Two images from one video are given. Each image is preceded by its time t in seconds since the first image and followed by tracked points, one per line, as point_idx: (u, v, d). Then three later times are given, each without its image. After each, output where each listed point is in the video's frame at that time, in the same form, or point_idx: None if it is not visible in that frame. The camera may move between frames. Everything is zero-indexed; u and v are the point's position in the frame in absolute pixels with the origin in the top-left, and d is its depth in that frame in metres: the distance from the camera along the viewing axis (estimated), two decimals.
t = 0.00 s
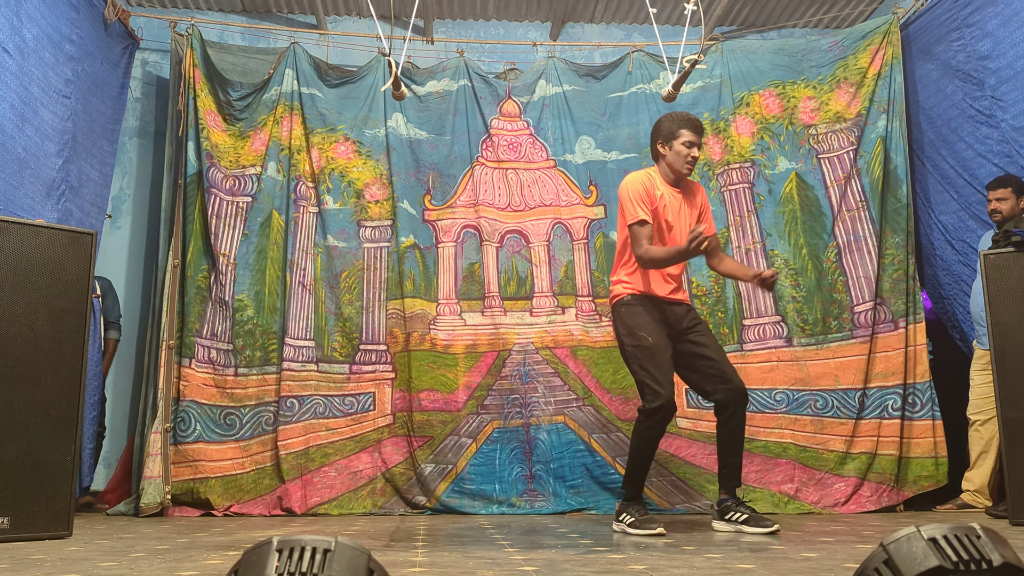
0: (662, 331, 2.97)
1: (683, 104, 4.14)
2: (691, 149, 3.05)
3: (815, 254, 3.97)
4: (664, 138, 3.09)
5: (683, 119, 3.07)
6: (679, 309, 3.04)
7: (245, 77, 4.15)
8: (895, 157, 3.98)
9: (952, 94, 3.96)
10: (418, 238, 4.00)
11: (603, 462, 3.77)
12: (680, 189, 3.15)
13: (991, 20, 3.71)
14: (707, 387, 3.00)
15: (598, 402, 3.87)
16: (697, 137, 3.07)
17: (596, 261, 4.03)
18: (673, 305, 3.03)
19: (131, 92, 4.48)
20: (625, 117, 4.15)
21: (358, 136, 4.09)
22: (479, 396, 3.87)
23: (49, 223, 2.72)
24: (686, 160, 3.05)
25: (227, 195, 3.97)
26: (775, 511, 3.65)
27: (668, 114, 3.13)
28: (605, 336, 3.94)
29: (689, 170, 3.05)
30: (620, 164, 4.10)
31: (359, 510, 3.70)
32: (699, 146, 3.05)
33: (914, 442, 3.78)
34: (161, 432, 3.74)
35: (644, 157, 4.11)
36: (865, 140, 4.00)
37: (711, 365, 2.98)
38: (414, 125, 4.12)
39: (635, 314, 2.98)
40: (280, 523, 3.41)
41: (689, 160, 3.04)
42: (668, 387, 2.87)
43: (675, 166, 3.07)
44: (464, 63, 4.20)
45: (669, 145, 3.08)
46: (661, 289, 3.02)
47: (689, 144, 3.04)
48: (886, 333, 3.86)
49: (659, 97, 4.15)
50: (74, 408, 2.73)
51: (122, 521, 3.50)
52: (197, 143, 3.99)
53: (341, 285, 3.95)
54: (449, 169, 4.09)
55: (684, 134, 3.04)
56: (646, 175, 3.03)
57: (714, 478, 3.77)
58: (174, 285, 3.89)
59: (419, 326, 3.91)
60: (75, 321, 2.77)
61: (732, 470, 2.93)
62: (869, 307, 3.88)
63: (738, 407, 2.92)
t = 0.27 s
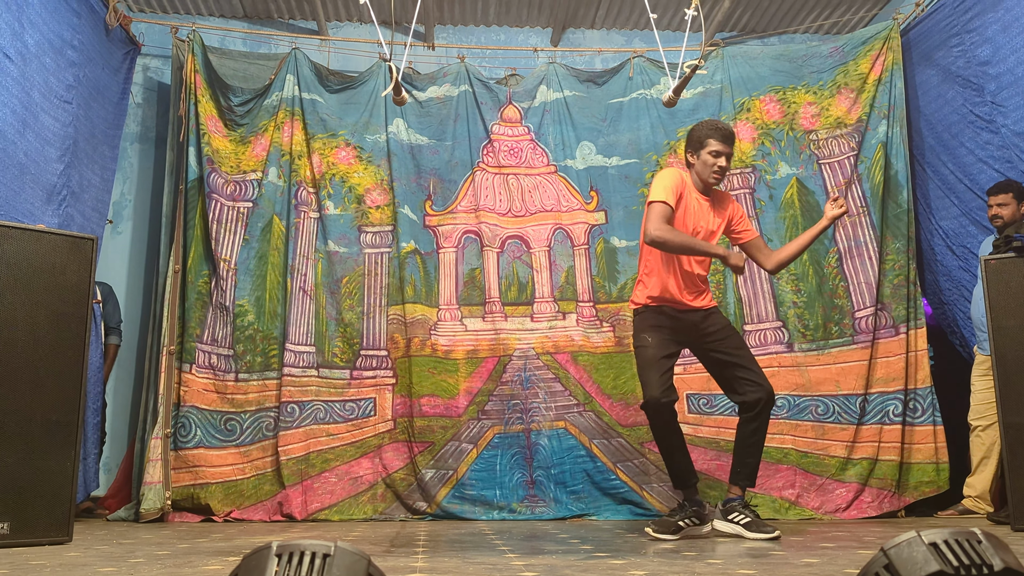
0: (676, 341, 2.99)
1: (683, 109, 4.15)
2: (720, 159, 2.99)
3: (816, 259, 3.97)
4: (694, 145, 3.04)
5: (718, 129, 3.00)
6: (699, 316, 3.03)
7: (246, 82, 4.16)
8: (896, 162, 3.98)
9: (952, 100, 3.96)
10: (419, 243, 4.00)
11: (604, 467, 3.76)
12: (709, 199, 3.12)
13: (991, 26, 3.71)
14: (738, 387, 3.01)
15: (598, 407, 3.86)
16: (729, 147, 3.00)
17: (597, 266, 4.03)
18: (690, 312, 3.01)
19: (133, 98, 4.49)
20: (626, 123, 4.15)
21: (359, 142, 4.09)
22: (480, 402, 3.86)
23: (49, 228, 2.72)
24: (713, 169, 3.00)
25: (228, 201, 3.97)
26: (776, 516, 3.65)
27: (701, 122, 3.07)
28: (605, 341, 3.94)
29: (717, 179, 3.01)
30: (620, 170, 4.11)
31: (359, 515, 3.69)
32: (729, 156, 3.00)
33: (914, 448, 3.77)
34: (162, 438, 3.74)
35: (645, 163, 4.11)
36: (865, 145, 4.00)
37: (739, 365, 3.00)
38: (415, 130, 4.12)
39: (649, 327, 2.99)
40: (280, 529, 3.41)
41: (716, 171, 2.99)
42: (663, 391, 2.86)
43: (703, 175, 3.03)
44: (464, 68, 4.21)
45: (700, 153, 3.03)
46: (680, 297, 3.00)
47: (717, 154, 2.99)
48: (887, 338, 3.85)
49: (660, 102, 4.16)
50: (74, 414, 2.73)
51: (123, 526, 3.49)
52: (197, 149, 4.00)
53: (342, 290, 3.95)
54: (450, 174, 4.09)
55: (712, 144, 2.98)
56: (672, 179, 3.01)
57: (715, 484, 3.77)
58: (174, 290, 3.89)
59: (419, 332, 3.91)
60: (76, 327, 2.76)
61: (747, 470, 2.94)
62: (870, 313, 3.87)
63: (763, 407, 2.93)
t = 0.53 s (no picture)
0: (670, 355, 2.98)
1: (683, 113, 4.16)
2: (732, 190, 2.95)
3: (816, 263, 3.97)
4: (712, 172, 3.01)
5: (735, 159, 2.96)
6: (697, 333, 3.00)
7: (246, 87, 4.18)
8: (895, 166, 3.99)
9: (952, 104, 3.97)
10: (418, 247, 4.01)
11: (604, 471, 3.76)
12: (722, 227, 3.09)
13: (991, 30, 3.71)
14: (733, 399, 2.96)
15: (598, 411, 3.86)
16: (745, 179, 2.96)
17: (597, 271, 4.03)
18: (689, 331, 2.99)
19: (133, 102, 4.50)
20: (625, 127, 4.16)
21: (359, 146, 4.10)
22: (480, 406, 3.86)
23: (49, 232, 2.72)
24: (727, 201, 2.96)
25: (228, 205, 3.98)
26: (776, 521, 3.64)
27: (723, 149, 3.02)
28: (605, 345, 3.94)
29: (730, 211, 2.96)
30: (620, 174, 4.11)
31: (359, 519, 3.69)
32: (743, 187, 2.96)
33: (914, 452, 3.77)
34: (161, 442, 3.74)
35: (645, 167, 4.11)
36: (865, 149, 4.01)
37: (733, 376, 2.94)
38: (415, 134, 4.13)
39: (646, 341, 3.02)
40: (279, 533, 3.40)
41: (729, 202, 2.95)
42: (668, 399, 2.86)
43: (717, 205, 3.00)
44: (464, 73, 4.21)
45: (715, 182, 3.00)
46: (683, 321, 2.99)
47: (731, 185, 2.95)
48: (887, 342, 3.85)
49: (659, 107, 4.17)
50: (74, 418, 2.73)
51: (122, 530, 3.49)
52: (198, 153, 4.00)
53: (341, 294, 3.96)
54: (450, 178, 4.10)
55: (726, 174, 2.95)
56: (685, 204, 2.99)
57: (715, 488, 3.76)
58: (174, 294, 3.89)
59: (419, 336, 3.91)
60: (75, 331, 2.76)
61: (737, 480, 2.91)
62: (869, 317, 3.88)
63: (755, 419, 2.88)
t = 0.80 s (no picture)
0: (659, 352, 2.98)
1: (683, 115, 4.16)
2: (711, 182, 2.96)
3: (816, 265, 3.97)
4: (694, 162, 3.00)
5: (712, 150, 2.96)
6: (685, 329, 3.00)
7: (246, 88, 4.18)
8: (895, 168, 3.99)
9: (951, 105, 3.97)
10: (418, 249, 4.00)
11: (604, 473, 3.76)
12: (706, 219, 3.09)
13: (990, 32, 3.72)
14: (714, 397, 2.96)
15: (599, 412, 3.86)
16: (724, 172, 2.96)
17: (597, 272, 4.03)
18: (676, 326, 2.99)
19: (133, 104, 4.50)
20: (625, 129, 4.16)
21: (359, 147, 4.10)
22: (480, 408, 3.86)
23: (49, 233, 2.72)
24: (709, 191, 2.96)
25: (228, 206, 3.98)
26: (776, 522, 3.64)
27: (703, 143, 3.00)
28: (605, 347, 3.94)
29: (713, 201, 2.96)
30: (620, 176, 4.11)
31: (359, 521, 3.68)
32: (721, 180, 2.96)
33: (914, 453, 3.77)
34: (161, 443, 3.74)
35: (645, 169, 4.11)
36: (865, 151, 4.01)
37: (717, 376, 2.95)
38: (415, 136, 4.13)
39: (631, 337, 3.03)
40: (279, 534, 3.40)
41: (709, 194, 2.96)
42: (663, 400, 2.85)
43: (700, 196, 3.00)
44: (464, 74, 4.22)
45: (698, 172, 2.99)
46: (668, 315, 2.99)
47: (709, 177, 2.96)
48: (887, 344, 3.85)
49: (659, 108, 4.17)
50: (74, 419, 2.73)
51: (122, 532, 3.49)
52: (198, 155, 4.01)
53: (341, 296, 3.95)
54: (450, 180, 4.10)
55: (705, 167, 2.95)
56: (668, 196, 2.99)
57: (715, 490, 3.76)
58: (174, 295, 3.89)
59: (419, 338, 3.91)
60: (75, 332, 2.76)
61: (727, 480, 2.90)
62: (870, 318, 3.87)
63: (743, 418, 2.87)
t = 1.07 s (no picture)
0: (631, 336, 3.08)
1: (683, 115, 4.15)
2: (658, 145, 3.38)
3: (816, 266, 3.96)
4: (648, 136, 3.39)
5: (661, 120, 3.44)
6: (666, 304, 3.09)
7: (246, 89, 4.18)
8: (895, 169, 3.99)
9: (951, 106, 3.97)
10: (418, 250, 4.00)
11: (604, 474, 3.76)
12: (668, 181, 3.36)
13: (990, 33, 3.72)
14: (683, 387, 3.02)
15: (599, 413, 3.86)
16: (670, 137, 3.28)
17: (596, 272, 4.03)
18: (655, 301, 3.09)
19: (133, 105, 4.50)
20: (626, 129, 4.16)
21: (358, 148, 4.10)
22: (480, 408, 3.86)
23: (49, 234, 2.72)
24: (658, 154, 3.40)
25: (228, 207, 3.98)
26: (776, 523, 3.63)
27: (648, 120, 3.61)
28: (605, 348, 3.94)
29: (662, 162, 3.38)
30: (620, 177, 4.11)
31: (359, 522, 3.68)
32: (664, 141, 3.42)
33: (914, 454, 3.77)
34: (161, 444, 3.74)
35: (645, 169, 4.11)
36: (865, 151, 4.01)
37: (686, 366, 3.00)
38: (415, 137, 4.13)
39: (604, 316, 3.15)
40: (279, 535, 3.40)
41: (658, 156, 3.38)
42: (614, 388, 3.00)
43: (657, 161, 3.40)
44: (464, 75, 4.22)
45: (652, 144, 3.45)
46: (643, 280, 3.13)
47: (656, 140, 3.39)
48: (887, 344, 3.85)
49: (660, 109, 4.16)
50: (74, 420, 2.73)
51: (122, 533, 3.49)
52: (198, 156, 4.01)
53: (341, 297, 3.95)
54: (450, 181, 4.10)
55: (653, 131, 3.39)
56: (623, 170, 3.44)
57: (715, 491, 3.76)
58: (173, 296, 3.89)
59: (419, 338, 3.91)
60: (75, 332, 2.76)
61: (698, 481, 2.89)
62: (870, 319, 3.87)
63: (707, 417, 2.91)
